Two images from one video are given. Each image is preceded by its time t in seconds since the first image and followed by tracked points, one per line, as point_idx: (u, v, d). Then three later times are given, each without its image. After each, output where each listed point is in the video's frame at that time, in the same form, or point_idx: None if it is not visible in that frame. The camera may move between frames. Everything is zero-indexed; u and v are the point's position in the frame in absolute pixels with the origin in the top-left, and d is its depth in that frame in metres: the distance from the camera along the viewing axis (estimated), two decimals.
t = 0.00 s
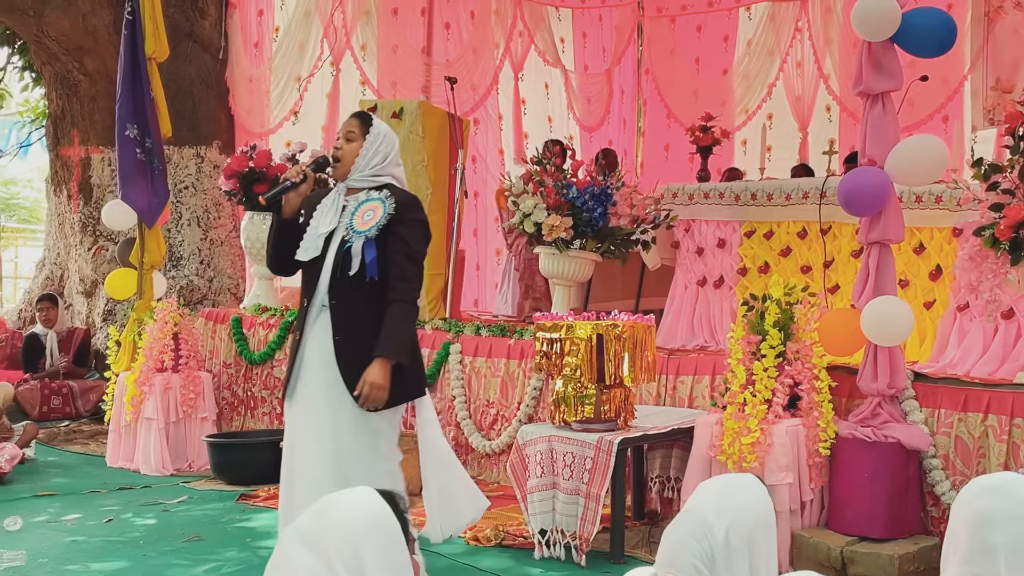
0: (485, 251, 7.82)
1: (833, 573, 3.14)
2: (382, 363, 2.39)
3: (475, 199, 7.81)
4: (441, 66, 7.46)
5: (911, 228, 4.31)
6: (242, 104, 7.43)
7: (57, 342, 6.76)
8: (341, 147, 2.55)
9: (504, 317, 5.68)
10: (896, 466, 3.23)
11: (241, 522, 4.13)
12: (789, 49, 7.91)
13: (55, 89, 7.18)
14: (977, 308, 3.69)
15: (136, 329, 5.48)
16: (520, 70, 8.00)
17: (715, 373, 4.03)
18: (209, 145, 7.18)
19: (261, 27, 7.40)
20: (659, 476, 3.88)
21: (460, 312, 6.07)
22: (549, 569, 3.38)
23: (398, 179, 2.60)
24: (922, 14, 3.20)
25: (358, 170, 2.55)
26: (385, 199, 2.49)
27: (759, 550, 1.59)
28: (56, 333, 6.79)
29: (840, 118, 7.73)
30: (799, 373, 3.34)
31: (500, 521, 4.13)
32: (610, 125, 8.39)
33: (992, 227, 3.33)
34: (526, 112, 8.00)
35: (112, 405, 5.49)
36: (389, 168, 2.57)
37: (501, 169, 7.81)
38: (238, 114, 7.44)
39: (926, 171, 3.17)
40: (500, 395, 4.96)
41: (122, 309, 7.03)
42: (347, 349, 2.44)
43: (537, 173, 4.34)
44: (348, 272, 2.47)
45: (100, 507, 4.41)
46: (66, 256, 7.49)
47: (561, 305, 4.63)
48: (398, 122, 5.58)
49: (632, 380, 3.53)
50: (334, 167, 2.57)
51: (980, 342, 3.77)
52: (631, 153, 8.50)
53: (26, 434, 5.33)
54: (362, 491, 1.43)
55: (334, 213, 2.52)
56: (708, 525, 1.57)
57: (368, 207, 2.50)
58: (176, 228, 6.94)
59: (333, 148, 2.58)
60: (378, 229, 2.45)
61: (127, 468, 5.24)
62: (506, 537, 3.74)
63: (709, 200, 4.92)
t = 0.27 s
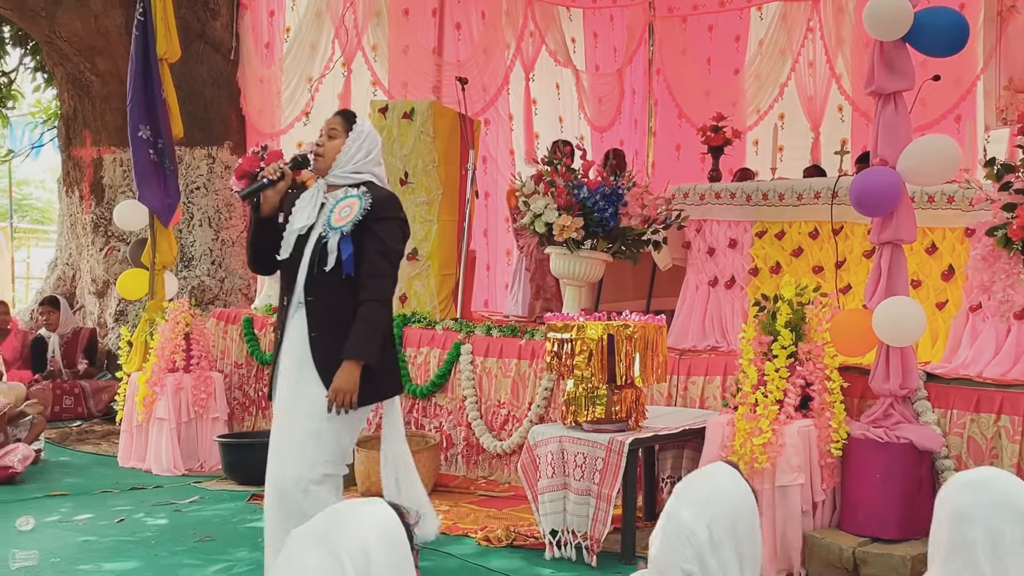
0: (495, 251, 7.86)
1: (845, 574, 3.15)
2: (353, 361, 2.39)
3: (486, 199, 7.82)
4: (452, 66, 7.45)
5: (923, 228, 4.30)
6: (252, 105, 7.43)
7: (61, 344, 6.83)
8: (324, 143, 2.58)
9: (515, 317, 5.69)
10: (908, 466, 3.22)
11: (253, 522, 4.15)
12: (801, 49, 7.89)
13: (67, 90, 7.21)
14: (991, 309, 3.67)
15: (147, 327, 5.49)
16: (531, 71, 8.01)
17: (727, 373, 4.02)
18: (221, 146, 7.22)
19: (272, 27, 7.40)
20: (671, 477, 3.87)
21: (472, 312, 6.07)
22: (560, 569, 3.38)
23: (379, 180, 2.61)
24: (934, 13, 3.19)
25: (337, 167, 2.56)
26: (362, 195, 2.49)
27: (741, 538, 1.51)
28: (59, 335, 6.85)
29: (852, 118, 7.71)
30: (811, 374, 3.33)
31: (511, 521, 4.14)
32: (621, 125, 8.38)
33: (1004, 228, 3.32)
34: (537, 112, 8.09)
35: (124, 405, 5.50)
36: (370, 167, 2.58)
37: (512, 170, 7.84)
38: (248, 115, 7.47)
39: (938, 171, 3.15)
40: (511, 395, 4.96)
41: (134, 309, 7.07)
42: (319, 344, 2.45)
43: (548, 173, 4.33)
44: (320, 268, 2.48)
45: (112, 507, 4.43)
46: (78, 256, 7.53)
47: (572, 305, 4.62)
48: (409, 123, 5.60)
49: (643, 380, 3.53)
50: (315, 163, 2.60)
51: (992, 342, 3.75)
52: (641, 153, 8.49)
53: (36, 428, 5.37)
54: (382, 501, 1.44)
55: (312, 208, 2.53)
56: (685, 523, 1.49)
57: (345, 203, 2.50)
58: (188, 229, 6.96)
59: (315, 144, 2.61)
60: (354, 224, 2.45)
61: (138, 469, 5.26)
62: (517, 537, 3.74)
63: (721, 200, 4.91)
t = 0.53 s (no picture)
0: (515, 252, 7.87)
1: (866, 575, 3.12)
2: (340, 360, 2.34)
3: (506, 199, 7.83)
4: (472, 67, 7.37)
5: (945, 228, 4.27)
6: (274, 106, 7.47)
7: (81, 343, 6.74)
8: (310, 142, 2.52)
9: (535, 318, 5.70)
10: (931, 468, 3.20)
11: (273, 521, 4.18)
12: (822, 48, 7.83)
13: (90, 91, 7.29)
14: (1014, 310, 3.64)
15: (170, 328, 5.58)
16: (551, 71, 8.00)
17: (748, 374, 4.01)
18: (242, 147, 7.27)
19: (293, 29, 7.48)
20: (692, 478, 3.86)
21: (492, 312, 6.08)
22: (581, 570, 3.39)
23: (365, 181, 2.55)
24: (956, 11, 3.16)
25: (323, 167, 2.51)
26: (342, 193, 2.44)
27: (730, 523, 1.93)
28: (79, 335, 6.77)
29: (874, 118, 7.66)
30: (832, 375, 3.32)
31: (532, 522, 4.16)
32: (641, 126, 8.40)
33: None
34: (557, 113, 8.09)
35: (146, 405, 5.56)
36: (357, 167, 2.53)
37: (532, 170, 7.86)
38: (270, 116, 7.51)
39: (960, 171, 3.13)
40: (531, 395, 4.97)
41: (156, 309, 7.14)
42: (292, 347, 2.41)
43: (568, 173, 4.33)
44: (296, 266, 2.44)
45: (135, 506, 4.47)
46: (100, 256, 7.59)
47: (592, 305, 4.60)
48: (429, 123, 5.61)
49: (663, 381, 3.52)
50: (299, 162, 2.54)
51: (1015, 342, 3.71)
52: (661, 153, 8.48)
53: (60, 429, 5.37)
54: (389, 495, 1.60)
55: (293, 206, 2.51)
56: (672, 513, 1.91)
57: (325, 201, 2.45)
58: (209, 229, 7.02)
59: (302, 144, 2.55)
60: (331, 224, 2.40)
61: (160, 468, 5.31)
62: (538, 538, 3.74)
63: (741, 200, 4.88)
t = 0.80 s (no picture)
0: (545, 252, 7.91)
1: None
2: (263, 323, 2.21)
3: (536, 200, 7.85)
4: (503, 68, 7.43)
5: (979, 229, 4.22)
6: (306, 107, 7.56)
7: (120, 343, 6.81)
8: (311, 143, 2.52)
9: (565, 319, 5.70)
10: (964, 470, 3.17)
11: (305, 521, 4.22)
12: (854, 49, 7.78)
13: (124, 94, 7.41)
14: None
15: (202, 325, 5.60)
16: (581, 72, 8.02)
17: (780, 375, 3.99)
18: (274, 148, 7.35)
19: (325, 31, 7.55)
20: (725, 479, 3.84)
21: (523, 313, 6.09)
22: (611, 570, 3.39)
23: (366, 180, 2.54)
24: (991, 11, 3.12)
25: (323, 167, 2.50)
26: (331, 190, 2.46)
27: (753, 526, 1.83)
28: (118, 334, 6.83)
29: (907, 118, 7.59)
30: (865, 375, 3.29)
31: (562, 522, 4.17)
32: (671, 127, 8.41)
33: None
34: (587, 113, 8.14)
35: (179, 405, 5.63)
36: (357, 167, 2.51)
37: (562, 171, 7.86)
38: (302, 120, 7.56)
39: (993, 169, 3.09)
40: (561, 396, 4.98)
41: (188, 310, 7.24)
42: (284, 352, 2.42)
43: (598, 174, 4.35)
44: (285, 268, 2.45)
45: (167, 505, 4.53)
46: (134, 257, 7.68)
47: (622, 306, 4.60)
48: (460, 124, 5.62)
49: (693, 381, 3.52)
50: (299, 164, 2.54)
51: None
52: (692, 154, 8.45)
53: (95, 431, 5.52)
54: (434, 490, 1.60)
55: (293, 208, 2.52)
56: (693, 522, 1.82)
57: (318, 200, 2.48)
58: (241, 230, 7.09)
59: (303, 147, 2.55)
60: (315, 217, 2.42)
61: (193, 468, 5.40)
62: (568, 538, 3.74)
63: (773, 201, 4.88)
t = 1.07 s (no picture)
0: (586, 255, 7.86)
1: None
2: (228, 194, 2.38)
3: (577, 203, 7.86)
4: (544, 71, 7.47)
5: None
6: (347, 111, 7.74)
7: (171, 344, 6.91)
8: (344, 140, 2.77)
9: (607, 322, 5.69)
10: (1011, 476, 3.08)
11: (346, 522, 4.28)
12: (899, 49, 7.69)
13: (168, 98, 7.50)
14: None
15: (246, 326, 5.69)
16: (622, 74, 8.01)
17: (823, 379, 3.96)
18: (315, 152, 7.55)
19: (367, 35, 7.65)
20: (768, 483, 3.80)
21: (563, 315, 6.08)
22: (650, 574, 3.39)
23: (397, 179, 2.77)
24: None
25: (355, 162, 2.74)
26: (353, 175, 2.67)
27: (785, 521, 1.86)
28: (169, 335, 6.93)
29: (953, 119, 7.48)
30: (909, 379, 3.26)
31: (601, 525, 4.19)
32: (713, 128, 8.23)
33: None
34: (628, 116, 8.05)
35: (221, 407, 5.71)
36: (385, 163, 2.74)
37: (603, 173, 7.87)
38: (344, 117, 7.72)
39: None
40: (602, 399, 4.99)
41: (231, 313, 7.37)
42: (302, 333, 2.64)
43: (640, 176, 4.36)
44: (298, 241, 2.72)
45: (210, 506, 4.60)
46: (177, 260, 7.78)
47: (663, 309, 4.60)
48: (501, 126, 5.63)
49: (732, 384, 3.49)
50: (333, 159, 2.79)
51: None
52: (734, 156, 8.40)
53: (140, 433, 5.64)
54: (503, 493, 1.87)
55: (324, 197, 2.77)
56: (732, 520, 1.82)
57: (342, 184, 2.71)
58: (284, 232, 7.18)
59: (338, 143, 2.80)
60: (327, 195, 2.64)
61: (236, 469, 5.53)
62: (608, 542, 3.74)
63: (815, 203, 4.83)
